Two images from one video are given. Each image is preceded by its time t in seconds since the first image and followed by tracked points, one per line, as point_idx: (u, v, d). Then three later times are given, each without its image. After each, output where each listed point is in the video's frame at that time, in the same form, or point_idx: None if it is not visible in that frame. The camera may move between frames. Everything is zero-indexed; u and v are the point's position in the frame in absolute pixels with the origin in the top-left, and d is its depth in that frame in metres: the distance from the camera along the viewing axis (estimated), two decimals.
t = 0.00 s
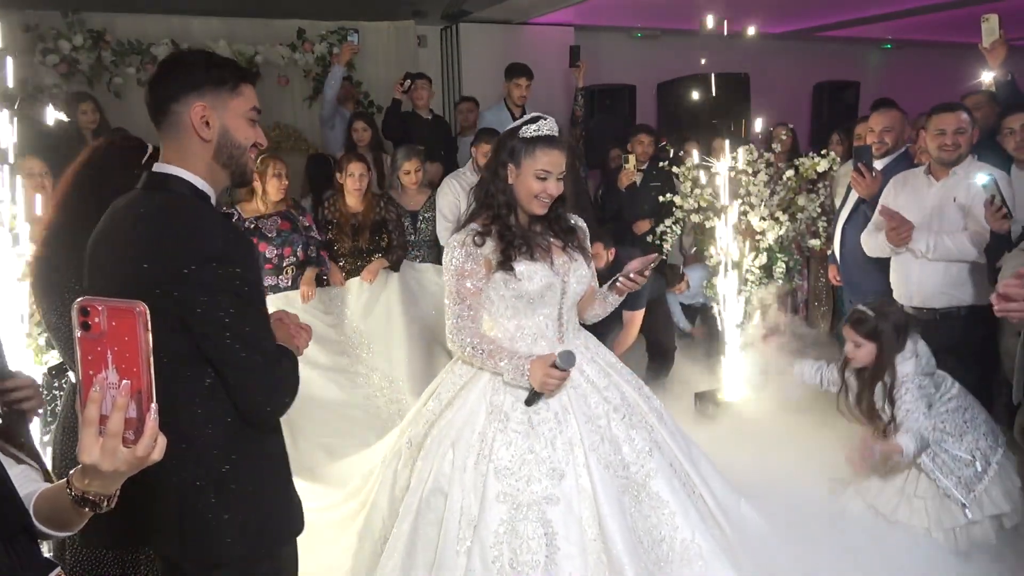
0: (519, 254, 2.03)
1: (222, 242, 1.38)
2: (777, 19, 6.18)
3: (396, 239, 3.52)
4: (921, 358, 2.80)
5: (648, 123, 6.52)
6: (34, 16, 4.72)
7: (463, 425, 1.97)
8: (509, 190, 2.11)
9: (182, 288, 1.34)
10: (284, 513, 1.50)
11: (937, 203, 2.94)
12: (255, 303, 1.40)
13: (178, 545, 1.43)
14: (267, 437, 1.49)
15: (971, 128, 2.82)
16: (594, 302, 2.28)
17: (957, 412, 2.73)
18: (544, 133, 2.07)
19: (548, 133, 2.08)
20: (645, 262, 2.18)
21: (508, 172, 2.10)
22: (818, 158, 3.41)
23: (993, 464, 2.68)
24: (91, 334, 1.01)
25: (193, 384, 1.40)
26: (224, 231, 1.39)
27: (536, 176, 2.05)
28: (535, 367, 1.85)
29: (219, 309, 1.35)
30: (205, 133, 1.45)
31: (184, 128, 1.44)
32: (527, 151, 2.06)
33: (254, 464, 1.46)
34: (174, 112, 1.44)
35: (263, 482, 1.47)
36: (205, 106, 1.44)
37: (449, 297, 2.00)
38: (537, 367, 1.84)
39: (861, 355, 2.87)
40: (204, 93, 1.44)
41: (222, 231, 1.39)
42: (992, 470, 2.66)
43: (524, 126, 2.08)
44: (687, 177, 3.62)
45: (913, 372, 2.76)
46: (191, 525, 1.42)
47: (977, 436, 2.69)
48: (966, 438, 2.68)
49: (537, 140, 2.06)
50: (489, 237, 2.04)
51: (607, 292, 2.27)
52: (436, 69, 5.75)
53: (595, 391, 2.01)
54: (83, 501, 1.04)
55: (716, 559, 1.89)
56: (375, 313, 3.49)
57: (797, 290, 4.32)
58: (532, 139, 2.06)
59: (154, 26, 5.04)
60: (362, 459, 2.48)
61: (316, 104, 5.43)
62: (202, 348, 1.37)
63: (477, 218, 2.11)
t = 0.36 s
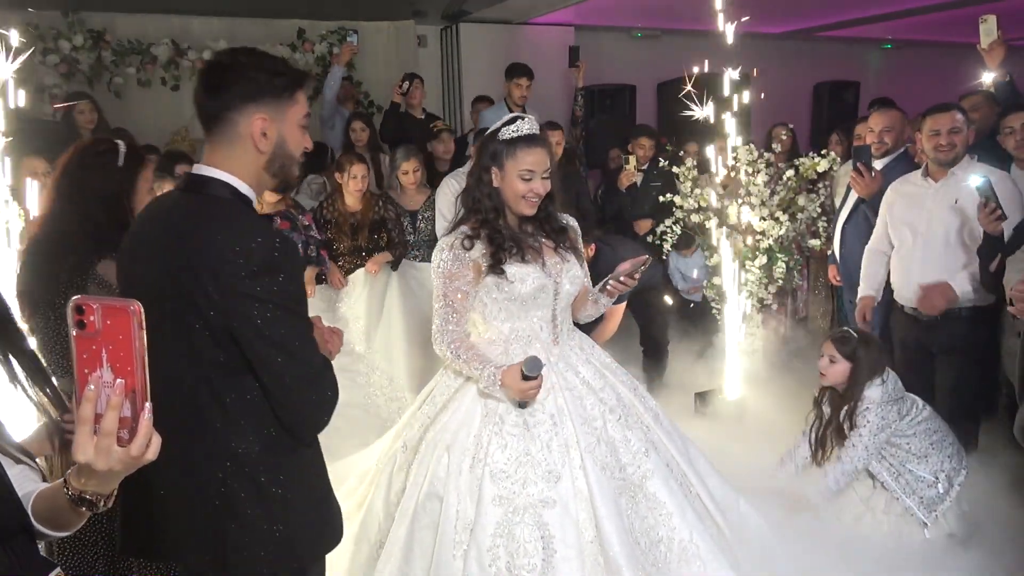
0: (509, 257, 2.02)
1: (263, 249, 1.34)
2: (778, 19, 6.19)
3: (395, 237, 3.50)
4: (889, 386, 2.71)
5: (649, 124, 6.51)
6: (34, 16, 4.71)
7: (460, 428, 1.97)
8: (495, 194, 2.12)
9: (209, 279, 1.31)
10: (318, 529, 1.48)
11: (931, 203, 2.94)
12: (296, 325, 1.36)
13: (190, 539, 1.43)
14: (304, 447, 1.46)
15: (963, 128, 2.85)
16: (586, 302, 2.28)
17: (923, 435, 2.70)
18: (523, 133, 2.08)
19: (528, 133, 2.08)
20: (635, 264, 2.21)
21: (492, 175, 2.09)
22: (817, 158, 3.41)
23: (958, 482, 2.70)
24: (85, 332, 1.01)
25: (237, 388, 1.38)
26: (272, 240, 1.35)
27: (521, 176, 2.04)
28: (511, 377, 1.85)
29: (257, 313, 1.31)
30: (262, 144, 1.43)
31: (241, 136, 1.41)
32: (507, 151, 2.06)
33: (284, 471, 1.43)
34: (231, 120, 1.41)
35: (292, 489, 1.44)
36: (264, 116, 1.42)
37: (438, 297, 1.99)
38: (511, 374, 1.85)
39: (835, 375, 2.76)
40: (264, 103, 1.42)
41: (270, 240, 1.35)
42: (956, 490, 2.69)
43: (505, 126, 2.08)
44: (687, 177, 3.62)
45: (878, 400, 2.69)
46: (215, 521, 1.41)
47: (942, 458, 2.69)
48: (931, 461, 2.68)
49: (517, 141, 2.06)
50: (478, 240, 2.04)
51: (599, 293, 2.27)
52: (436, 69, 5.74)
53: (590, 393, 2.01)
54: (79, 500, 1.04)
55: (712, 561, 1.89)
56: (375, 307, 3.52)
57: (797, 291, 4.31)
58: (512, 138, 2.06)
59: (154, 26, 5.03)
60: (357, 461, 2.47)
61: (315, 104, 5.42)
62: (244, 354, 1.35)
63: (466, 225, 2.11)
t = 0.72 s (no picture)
0: (514, 254, 2.03)
1: (303, 259, 1.34)
2: (778, 19, 6.20)
3: (396, 236, 3.55)
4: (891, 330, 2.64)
5: (649, 124, 6.51)
6: (34, 16, 4.71)
7: (465, 424, 1.97)
8: (492, 195, 2.14)
9: (248, 285, 1.32)
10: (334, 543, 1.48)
11: (930, 202, 2.95)
12: (333, 340, 1.36)
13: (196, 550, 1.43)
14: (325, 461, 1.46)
15: (958, 127, 2.86)
16: (596, 293, 2.29)
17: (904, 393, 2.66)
18: (517, 129, 2.10)
19: (516, 131, 2.10)
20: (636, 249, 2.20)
21: (490, 175, 2.12)
22: (817, 158, 3.40)
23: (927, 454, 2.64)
24: (93, 334, 1.00)
25: (267, 401, 1.38)
26: (310, 250, 1.36)
27: (517, 173, 2.06)
28: (539, 318, 1.85)
29: (290, 325, 1.32)
30: (326, 160, 1.46)
31: (308, 150, 1.44)
32: (501, 152, 2.08)
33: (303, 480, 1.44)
34: (302, 134, 1.42)
35: (308, 497, 1.45)
36: (332, 134, 1.44)
37: (448, 296, 2.00)
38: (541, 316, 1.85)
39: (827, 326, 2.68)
40: (334, 122, 1.44)
41: (307, 250, 1.36)
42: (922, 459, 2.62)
43: (497, 123, 2.10)
44: (687, 177, 3.64)
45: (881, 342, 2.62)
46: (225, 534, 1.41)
47: (914, 425, 2.63)
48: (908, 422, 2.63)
49: (510, 139, 2.08)
50: (484, 236, 2.05)
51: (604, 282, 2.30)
52: (436, 69, 5.74)
53: (595, 389, 2.01)
54: (81, 505, 1.00)
55: (714, 560, 1.89)
56: (374, 309, 3.47)
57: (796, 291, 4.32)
58: (507, 136, 2.08)
59: (154, 26, 5.04)
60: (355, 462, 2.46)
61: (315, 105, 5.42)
62: (275, 367, 1.35)
63: (466, 225, 2.11)
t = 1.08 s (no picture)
0: (529, 250, 2.07)
1: (321, 267, 1.34)
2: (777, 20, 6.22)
3: (396, 235, 3.51)
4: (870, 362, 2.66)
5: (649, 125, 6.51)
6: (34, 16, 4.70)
7: (477, 416, 1.98)
8: (509, 192, 2.13)
9: (270, 296, 1.32)
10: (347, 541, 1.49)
11: (929, 203, 2.96)
12: (352, 347, 1.36)
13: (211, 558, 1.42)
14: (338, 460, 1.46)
15: (950, 130, 2.89)
16: (610, 283, 2.28)
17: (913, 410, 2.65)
18: (534, 130, 2.08)
19: (536, 131, 2.09)
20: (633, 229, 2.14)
21: (507, 173, 2.11)
22: (817, 158, 3.41)
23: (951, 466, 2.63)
24: (91, 337, 0.95)
25: (284, 403, 1.38)
26: (328, 250, 1.36)
27: (534, 172, 2.06)
28: (558, 226, 1.95)
29: (306, 326, 1.32)
30: (340, 155, 1.45)
31: (322, 147, 1.43)
32: (520, 150, 2.08)
33: (317, 479, 1.44)
34: (314, 130, 1.42)
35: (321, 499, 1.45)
36: (345, 128, 1.44)
37: (476, 286, 2.03)
38: (557, 227, 1.95)
39: (814, 371, 2.72)
40: (347, 117, 1.44)
41: (326, 252, 1.35)
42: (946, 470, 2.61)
43: (516, 125, 2.09)
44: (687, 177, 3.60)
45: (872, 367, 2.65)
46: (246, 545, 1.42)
47: (938, 441, 2.63)
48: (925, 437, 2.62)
49: (529, 139, 2.07)
50: (500, 231, 2.09)
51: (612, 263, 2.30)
52: (436, 69, 5.73)
53: (608, 385, 2.00)
54: (94, 496, 1.03)
55: (720, 559, 1.89)
56: (374, 310, 3.37)
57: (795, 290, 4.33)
58: (526, 136, 2.07)
59: (154, 26, 5.03)
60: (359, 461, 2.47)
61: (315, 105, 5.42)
62: (289, 366, 1.35)
63: (481, 223, 2.13)
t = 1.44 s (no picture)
0: (540, 245, 2.07)
1: (331, 264, 1.34)
2: (777, 20, 6.23)
3: (396, 235, 3.50)
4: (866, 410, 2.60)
5: (648, 124, 6.51)
6: (34, 17, 4.69)
7: (485, 412, 1.98)
8: (522, 185, 2.15)
9: (279, 294, 1.32)
10: (357, 540, 1.48)
11: (931, 202, 2.97)
12: (363, 344, 1.36)
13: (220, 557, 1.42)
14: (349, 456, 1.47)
15: (946, 130, 2.89)
16: (619, 280, 2.29)
17: (910, 445, 2.64)
18: (545, 124, 2.11)
19: (547, 124, 2.12)
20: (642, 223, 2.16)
21: (520, 168, 2.14)
22: (817, 157, 3.41)
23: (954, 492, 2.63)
24: (155, 279, 0.96)
25: (297, 401, 1.39)
26: (339, 249, 1.36)
27: (546, 164, 2.09)
28: (563, 212, 1.99)
29: (318, 326, 1.32)
30: (325, 140, 1.43)
31: (304, 135, 1.41)
32: (531, 143, 2.11)
33: (326, 478, 1.44)
34: (293, 122, 1.40)
35: (330, 496, 1.45)
36: (323, 111, 1.41)
37: (494, 280, 2.02)
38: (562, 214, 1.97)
39: (810, 423, 2.66)
40: (322, 100, 1.41)
41: (336, 251, 1.35)
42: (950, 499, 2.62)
43: (527, 120, 2.13)
44: (687, 178, 3.60)
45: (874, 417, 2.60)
46: (259, 545, 1.42)
47: (942, 469, 2.64)
48: (926, 469, 2.63)
49: (540, 132, 2.10)
50: (512, 227, 2.08)
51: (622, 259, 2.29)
52: (436, 69, 5.73)
53: (616, 383, 2.00)
54: (160, 431, 1.07)
55: (725, 560, 1.89)
56: (375, 310, 3.38)
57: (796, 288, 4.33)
58: (535, 130, 2.10)
59: (153, 26, 5.03)
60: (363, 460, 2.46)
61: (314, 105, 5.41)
62: (301, 363, 1.35)
63: (494, 219, 2.13)
